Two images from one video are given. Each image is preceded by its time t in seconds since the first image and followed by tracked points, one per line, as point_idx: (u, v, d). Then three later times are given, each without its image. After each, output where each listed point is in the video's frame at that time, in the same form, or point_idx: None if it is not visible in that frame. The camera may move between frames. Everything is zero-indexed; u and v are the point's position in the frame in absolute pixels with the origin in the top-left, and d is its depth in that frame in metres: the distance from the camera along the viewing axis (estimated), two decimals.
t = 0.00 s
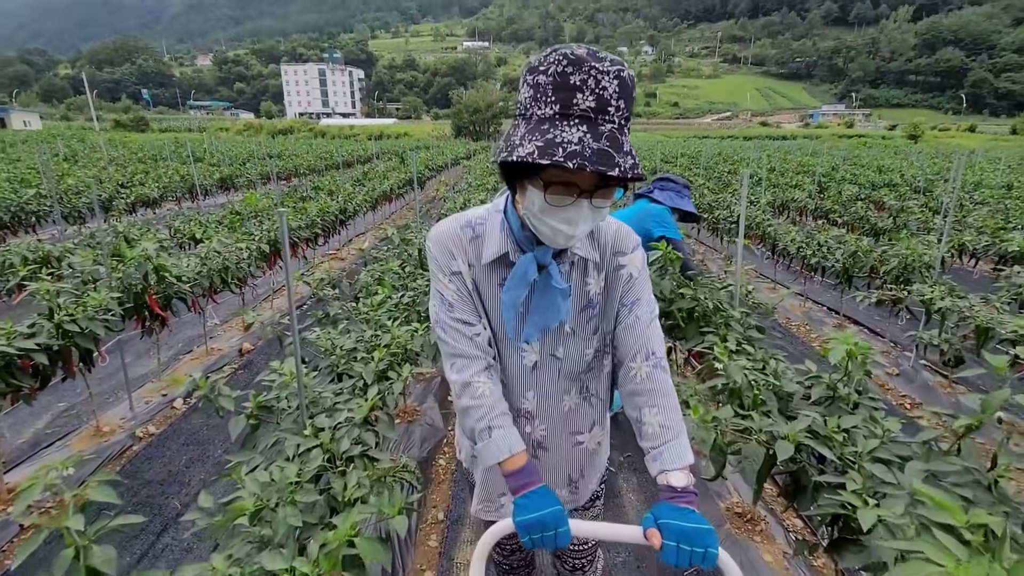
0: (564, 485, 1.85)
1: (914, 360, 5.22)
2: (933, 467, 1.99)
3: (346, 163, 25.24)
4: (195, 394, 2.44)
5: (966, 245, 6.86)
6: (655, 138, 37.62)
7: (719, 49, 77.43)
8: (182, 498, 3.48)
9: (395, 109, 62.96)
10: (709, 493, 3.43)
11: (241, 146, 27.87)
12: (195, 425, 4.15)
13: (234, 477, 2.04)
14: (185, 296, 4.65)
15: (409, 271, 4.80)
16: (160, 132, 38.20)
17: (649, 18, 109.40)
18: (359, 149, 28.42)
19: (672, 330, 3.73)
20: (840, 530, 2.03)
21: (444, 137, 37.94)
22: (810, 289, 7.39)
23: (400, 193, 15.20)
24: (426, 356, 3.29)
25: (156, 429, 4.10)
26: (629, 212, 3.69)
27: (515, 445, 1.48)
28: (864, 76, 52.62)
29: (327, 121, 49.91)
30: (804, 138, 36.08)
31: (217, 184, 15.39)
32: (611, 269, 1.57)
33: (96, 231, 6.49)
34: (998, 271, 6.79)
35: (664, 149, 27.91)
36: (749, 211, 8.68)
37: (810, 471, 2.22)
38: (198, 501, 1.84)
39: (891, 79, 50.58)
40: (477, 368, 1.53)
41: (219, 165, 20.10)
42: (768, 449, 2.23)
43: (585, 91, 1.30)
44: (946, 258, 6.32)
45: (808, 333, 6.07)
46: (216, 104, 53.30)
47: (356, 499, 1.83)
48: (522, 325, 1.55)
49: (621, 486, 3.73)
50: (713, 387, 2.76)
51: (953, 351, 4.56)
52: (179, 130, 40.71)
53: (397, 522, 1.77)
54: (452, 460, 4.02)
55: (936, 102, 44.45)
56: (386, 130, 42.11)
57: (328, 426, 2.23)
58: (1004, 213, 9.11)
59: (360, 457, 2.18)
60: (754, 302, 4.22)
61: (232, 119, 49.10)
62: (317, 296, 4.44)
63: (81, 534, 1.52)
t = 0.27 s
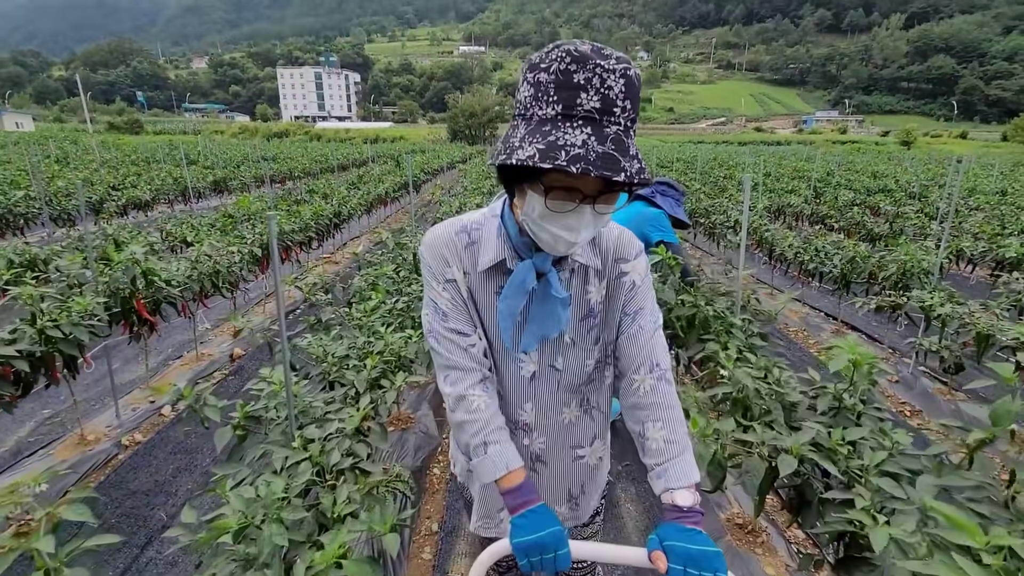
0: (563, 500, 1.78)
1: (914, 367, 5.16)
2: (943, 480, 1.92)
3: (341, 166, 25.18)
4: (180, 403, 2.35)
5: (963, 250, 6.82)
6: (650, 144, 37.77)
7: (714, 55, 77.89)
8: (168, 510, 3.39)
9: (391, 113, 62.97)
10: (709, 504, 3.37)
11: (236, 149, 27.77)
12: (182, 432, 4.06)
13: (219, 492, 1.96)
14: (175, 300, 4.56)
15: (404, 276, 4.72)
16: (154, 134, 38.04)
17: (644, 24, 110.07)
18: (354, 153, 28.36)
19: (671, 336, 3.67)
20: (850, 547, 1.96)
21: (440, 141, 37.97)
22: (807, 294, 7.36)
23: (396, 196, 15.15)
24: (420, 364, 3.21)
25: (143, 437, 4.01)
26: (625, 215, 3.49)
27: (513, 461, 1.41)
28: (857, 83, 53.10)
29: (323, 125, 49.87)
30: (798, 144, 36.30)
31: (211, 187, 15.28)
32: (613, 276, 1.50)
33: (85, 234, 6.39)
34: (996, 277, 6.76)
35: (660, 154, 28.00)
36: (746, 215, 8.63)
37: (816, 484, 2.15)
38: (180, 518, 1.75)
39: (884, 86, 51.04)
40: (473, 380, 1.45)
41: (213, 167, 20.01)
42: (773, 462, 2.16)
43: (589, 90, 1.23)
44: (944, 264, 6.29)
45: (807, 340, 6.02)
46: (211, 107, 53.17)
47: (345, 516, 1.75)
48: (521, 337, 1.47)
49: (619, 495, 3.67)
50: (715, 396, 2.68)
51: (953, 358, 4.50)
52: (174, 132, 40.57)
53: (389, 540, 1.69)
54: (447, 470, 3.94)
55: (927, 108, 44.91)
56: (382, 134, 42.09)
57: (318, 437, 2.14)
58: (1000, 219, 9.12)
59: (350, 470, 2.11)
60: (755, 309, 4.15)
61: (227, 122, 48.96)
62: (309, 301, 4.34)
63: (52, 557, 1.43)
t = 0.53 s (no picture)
0: (551, 517, 1.72)
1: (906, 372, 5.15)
2: (941, 493, 1.86)
3: (334, 169, 25.08)
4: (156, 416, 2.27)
5: (954, 255, 6.80)
6: (643, 148, 37.89)
7: (706, 61, 78.47)
8: (148, 522, 3.30)
9: (385, 116, 62.82)
10: (703, 514, 3.32)
11: (227, 152, 27.57)
12: (164, 442, 3.96)
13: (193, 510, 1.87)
14: (158, 306, 4.47)
15: (393, 282, 4.65)
16: (145, 136, 37.75)
17: (636, 29, 110.66)
18: (346, 156, 28.22)
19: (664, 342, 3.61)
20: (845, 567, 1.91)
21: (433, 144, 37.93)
22: (801, 299, 7.35)
23: (388, 200, 15.05)
24: (409, 372, 3.14)
25: (124, 447, 3.90)
26: (613, 222, 3.40)
27: (498, 480, 1.35)
28: (847, 89, 53.59)
29: (315, 127, 49.68)
30: (790, 149, 36.52)
31: (200, 190, 15.13)
32: (603, 286, 1.44)
33: (69, 237, 6.27)
34: (986, 282, 6.75)
35: (653, 158, 28.06)
36: (739, 220, 8.61)
37: (811, 497, 2.09)
38: (149, 540, 1.66)
39: (873, 92, 51.52)
40: (456, 396, 1.39)
41: (203, 170, 19.82)
42: (767, 476, 2.09)
43: (576, 92, 1.17)
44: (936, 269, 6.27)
45: (800, 346, 5.99)
46: (203, 109, 52.86)
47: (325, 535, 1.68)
48: (508, 351, 1.41)
49: (612, 505, 3.61)
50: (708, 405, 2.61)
51: (945, 364, 4.47)
52: (165, 134, 40.29)
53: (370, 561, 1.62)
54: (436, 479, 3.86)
55: (917, 114, 45.37)
56: (375, 137, 41.99)
57: (299, 451, 2.06)
58: (991, 223, 9.13)
59: (333, 483, 2.04)
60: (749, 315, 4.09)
61: (218, 124, 48.65)
62: (295, 308, 4.25)
63: None
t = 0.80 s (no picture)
0: (532, 532, 1.68)
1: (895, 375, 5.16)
2: (927, 503, 1.84)
3: (326, 172, 24.94)
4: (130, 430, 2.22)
5: (942, 258, 6.81)
6: (636, 151, 37.99)
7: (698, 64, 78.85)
8: (127, 535, 3.24)
9: (378, 119, 62.64)
10: (693, 522, 3.28)
11: (218, 156, 27.40)
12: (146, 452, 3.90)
13: (165, 525, 1.82)
14: (141, 314, 4.42)
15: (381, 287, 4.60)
16: (136, 140, 37.46)
17: (629, 33, 111.18)
18: (339, 159, 28.10)
19: (651, 347, 3.58)
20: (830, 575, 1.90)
21: (426, 148, 37.89)
22: (791, 302, 7.35)
23: (379, 204, 14.96)
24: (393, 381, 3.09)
25: (105, 458, 3.84)
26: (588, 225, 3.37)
27: (473, 497, 1.32)
28: (837, 92, 53.97)
29: (308, 131, 49.48)
30: (782, 151, 36.72)
31: (190, 194, 15.00)
32: (580, 298, 1.41)
33: (52, 244, 6.19)
34: (975, 284, 6.76)
35: (646, 161, 28.08)
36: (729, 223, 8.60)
37: (798, 507, 2.06)
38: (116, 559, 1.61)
39: (864, 95, 51.90)
40: (430, 410, 1.36)
41: (194, 174, 19.66)
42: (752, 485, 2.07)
43: (545, 101, 1.15)
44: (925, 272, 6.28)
45: (791, 350, 5.99)
46: (195, 112, 52.57)
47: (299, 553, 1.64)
48: (484, 363, 1.38)
49: (601, 513, 3.58)
50: (694, 412, 2.58)
51: (933, 367, 4.48)
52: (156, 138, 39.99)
53: None
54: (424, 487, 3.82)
55: (906, 117, 45.73)
56: (368, 141, 41.88)
57: (275, 463, 2.01)
58: (979, 226, 9.17)
59: (311, 496, 1.99)
60: (738, 319, 4.07)
61: (210, 127, 48.34)
62: (280, 316, 4.19)
63: None
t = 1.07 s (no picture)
0: (515, 539, 1.66)
1: (886, 374, 5.15)
2: (916, 505, 1.82)
3: (319, 174, 24.82)
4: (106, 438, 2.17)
5: (933, 256, 6.82)
6: (630, 151, 38.02)
7: (691, 65, 79.13)
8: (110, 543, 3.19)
9: (372, 121, 62.51)
10: (684, 524, 3.25)
11: (210, 158, 27.24)
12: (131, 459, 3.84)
13: (142, 536, 1.78)
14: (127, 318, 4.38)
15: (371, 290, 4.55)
16: (128, 142, 37.23)
17: (622, 34, 111.55)
18: (332, 161, 28.01)
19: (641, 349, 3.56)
20: None
21: (420, 150, 37.83)
22: (783, 302, 7.35)
23: (372, 206, 14.89)
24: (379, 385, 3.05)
25: (90, 465, 3.79)
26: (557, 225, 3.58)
27: (453, 505, 1.29)
28: (829, 92, 54.28)
29: (301, 133, 49.31)
30: (774, 151, 36.86)
31: (180, 197, 14.89)
32: (561, 302, 1.39)
33: (37, 248, 6.11)
34: (965, 283, 6.76)
35: (640, 161, 28.12)
36: (722, 223, 8.59)
37: (788, 509, 2.02)
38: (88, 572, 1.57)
39: (855, 95, 52.22)
40: (408, 416, 1.33)
41: (185, 176, 19.54)
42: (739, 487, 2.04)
43: (517, 99, 1.13)
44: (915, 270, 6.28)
45: (783, 350, 5.98)
46: (187, 114, 52.31)
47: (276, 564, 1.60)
48: (465, 365, 1.35)
49: (592, 516, 3.54)
50: (684, 414, 2.55)
51: (924, 366, 4.47)
52: (148, 140, 39.75)
53: None
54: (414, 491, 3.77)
55: (897, 117, 46.05)
56: (361, 142, 41.78)
57: (255, 471, 1.98)
58: (969, 225, 9.19)
59: (293, 505, 1.96)
60: (728, 320, 4.04)
61: (202, 129, 48.12)
62: (266, 320, 4.14)
63: None
